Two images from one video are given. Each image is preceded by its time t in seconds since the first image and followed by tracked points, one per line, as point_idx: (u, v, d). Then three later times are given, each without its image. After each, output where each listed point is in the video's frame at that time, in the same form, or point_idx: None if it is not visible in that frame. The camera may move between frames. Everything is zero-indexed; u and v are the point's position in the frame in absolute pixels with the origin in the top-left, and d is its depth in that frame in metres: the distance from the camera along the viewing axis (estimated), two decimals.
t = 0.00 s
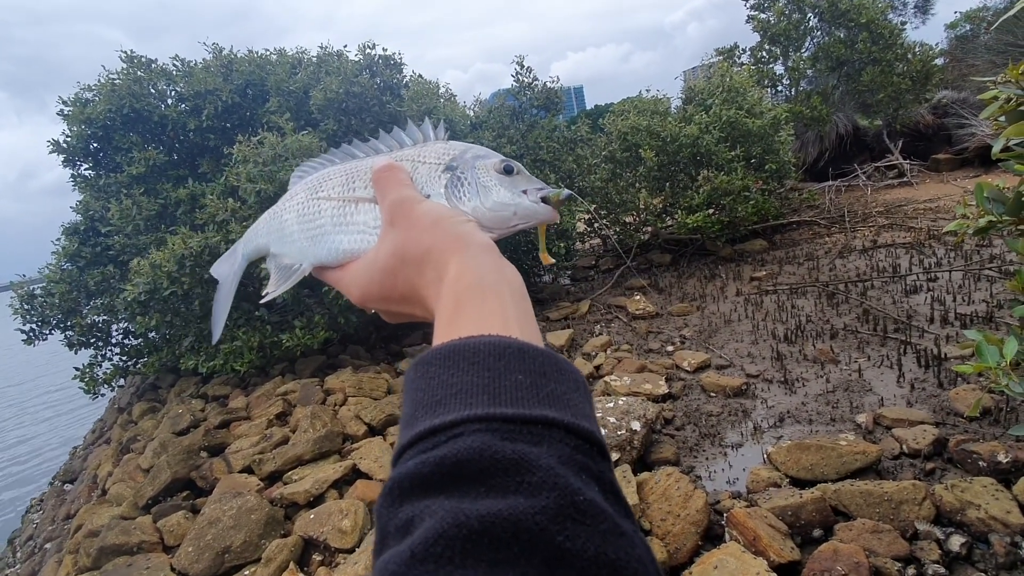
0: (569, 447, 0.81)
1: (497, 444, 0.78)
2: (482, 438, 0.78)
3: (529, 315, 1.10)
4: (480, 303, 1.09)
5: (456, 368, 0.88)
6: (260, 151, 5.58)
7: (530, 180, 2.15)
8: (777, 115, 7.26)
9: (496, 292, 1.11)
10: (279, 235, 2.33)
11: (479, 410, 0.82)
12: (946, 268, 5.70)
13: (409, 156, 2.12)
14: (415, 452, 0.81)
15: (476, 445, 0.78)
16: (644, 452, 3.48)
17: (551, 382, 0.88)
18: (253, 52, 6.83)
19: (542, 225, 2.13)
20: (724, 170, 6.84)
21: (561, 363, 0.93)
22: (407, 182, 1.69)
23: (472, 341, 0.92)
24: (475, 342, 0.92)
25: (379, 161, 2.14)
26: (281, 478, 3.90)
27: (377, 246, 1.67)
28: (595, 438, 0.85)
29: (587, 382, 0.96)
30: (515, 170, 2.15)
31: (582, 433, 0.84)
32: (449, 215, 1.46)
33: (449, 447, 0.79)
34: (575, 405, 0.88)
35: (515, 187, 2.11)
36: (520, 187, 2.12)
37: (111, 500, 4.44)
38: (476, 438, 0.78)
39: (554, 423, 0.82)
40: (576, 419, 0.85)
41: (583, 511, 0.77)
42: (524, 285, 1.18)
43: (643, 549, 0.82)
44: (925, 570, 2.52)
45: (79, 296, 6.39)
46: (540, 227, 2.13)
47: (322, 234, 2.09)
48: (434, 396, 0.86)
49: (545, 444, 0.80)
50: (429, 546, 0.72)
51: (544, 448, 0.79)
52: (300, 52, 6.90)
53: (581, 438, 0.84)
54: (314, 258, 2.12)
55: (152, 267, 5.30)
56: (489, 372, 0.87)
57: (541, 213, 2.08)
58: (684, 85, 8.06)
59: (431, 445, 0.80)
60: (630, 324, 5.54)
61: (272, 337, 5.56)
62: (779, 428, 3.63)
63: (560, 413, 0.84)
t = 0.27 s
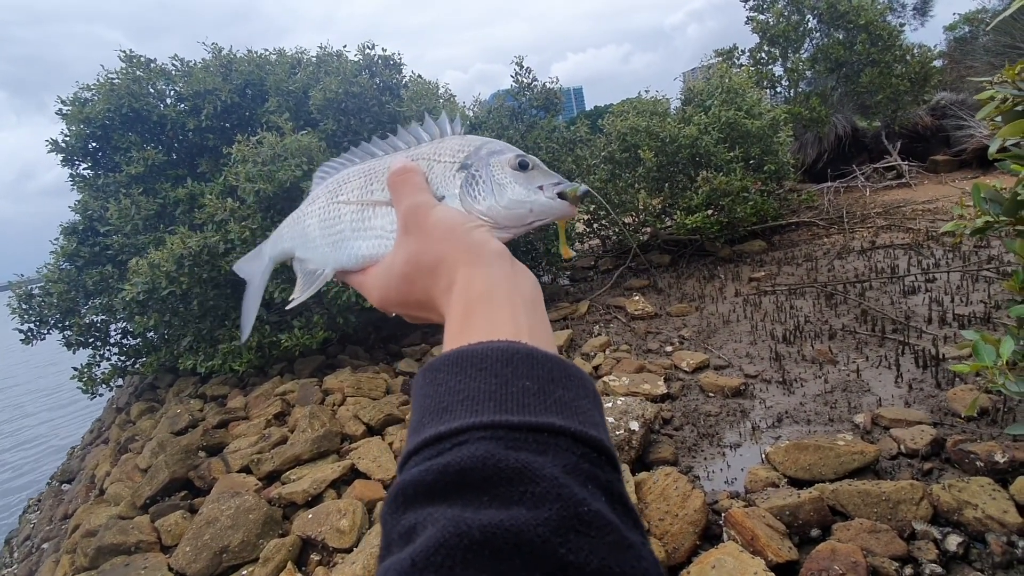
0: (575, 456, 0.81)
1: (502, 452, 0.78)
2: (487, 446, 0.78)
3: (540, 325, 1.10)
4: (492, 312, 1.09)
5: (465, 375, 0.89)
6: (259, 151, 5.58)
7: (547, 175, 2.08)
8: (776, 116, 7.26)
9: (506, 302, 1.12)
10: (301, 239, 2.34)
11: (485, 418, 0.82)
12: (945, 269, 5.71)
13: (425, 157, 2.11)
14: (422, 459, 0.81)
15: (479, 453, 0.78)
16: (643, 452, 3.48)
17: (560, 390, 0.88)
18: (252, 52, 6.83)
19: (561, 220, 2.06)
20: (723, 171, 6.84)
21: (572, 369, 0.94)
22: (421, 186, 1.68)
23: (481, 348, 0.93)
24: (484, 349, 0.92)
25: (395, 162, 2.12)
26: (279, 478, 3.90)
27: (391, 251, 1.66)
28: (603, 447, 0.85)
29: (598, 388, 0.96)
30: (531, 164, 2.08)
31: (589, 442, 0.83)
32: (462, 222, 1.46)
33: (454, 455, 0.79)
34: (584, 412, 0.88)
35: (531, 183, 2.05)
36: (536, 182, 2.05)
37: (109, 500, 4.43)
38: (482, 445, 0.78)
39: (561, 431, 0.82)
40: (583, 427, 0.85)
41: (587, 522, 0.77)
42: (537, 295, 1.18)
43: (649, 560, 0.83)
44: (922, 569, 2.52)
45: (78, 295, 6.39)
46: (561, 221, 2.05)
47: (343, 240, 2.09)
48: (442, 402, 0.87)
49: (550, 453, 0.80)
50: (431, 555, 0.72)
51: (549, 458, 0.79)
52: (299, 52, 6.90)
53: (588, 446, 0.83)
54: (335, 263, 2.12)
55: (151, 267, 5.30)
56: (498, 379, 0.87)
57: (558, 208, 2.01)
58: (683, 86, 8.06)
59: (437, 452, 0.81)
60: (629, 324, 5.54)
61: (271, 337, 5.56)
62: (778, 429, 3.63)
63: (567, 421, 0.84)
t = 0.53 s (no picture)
0: (528, 464, 0.78)
1: (447, 457, 0.75)
2: (433, 450, 0.76)
3: (512, 310, 1.08)
4: (463, 301, 1.08)
5: (422, 371, 0.86)
6: (259, 147, 5.58)
7: (532, 159, 2.07)
8: (776, 115, 7.26)
9: (475, 289, 1.10)
10: (303, 249, 2.33)
11: (435, 419, 0.79)
12: (943, 269, 5.72)
13: (416, 160, 2.10)
14: (369, 458, 0.80)
15: (424, 458, 0.75)
16: (640, 450, 3.48)
17: (522, 389, 0.85)
18: (252, 49, 6.83)
19: (549, 204, 2.01)
20: (723, 170, 6.85)
21: (540, 367, 0.90)
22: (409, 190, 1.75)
23: (443, 339, 0.90)
24: (446, 341, 0.89)
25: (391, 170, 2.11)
26: (277, 473, 3.91)
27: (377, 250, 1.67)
28: (562, 455, 0.82)
29: (570, 387, 0.92)
30: (515, 150, 2.08)
31: (545, 448, 0.80)
32: (440, 216, 1.46)
33: (398, 459, 0.77)
34: (546, 415, 0.85)
35: (516, 167, 2.04)
36: (520, 167, 2.04)
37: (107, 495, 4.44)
38: (426, 449, 0.76)
39: (515, 436, 0.79)
40: (542, 431, 0.82)
41: (530, 541, 0.74)
42: (512, 278, 1.16)
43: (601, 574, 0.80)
44: (917, 567, 2.53)
45: (77, 291, 6.40)
46: (550, 204, 2.00)
47: (340, 247, 2.07)
48: (397, 399, 0.85)
49: (501, 460, 0.77)
50: (358, 565, 0.70)
51: (498, 467, 0.76)
52: (300, 49, 6.90)
53: (544, 452, 0.80)
54: (329, 270, 2.11)
55: (150, 262, 5.30)
56: (455, 376, 0.84)
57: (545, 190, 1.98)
58: (683, 85, 8.06)
59: (383, 453, 0.79)
60: (627, 323, 5.55)
61: (270, 333, 5.57)
62: (775, 427, 3.64)
63: (525, 425, 0.81)
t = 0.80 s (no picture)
0: (547, 501, 0.82)
1: (468, 487, 0.79)
2: (454, 479, 0.80)
3: (536, 337, 1.15)
4: (488, 324, 1.15)
5: (447, 398, 0.90)
6: (259, 147, 5.58)
7: (563, 201, 2.15)
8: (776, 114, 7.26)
9: (502, 314, 1.17)
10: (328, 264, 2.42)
11: (458, 447, 0.83)
12: (943, 268, 5.72)
13: (449, 188, 2.19)
14: (389, 481, 0.83)
15: (445, 487, 0.79)
16: (641, 448, 3.49)
17: (544, 423, 0.89)
18: (252, 48, 6.84)
19: (575, 245, 2.11)
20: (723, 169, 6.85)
21: (561, 401, 0.95)
22: (440, 219, 1.89)
23: (469, 368, 0.95)
24: (471, 370, 0.94)
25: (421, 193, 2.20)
26: (278, 472, 3.91)
27: (405, 274, 1.77)
28: (579, 492, 0.85)
29: (589, 424, 0.97)
30: (547, 190, 2.15)
31: (565, 486, 0.84)
32: (469, 246, 1.56)
33: (419, 485, 0.80)
34: (566, 451, 0.88)
35: (547, 208, 2.11)
36: (551, 207, 2.12)
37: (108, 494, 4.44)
38: (448, 478, 0.80)
39: (536, 470, 0.83)
40: (562, 467, 0.86)
41: None
42: (537, 307, 1.24)
43: None
44: (918, 565, 2.54)
45: (77, 291, 6.41)
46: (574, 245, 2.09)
47: (365, 265, 2.15)
48: (420, 424, 0.89)
49: (520, 494, 0.80)
50: None
51: (517, 501, 0.80)
52: (300, 48, 6.90)
53: (563, 490, 0.84)
54: (352, 286, 2.21)
55: (151, 262, 5.31)
56: (480, 406, 0.88)
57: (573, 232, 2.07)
58: (683, 84, 8.07)
59: (405, 477, 0.82)
60: (627, 322, 5.55)
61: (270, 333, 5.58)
62: (775, 426, 3.64)
63: (546, 460, 0.85)
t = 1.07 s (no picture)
0: (555, 525, 0.79)
1: (474, 511, 0.77)
2: (460, 502, 0.77)
3: (542, 366, 1.13)
4: (494, 352, 1.13)
5: (453, 421, 0.88)
6: (260, 141, 5.58)
7: (566, 234, 2.17)
8: (778, 109, 7.25)
9: (509, 340, 1.15)
10: (329, 293, 2.42)
11: (463, 471, 0.81)
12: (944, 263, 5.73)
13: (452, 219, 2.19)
14: (393, 507, 0.81)
15: (451, 510, 0.77)
16: (643, 443, 3.50)
17: (551, 447, 0.87)
18: (252, 42, 6.83)
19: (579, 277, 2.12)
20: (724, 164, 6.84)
21: (568, 425, 0.93)
22: (444, 246, 1.89)
23: (474, 391, 0.92)
24: (477, 393, 0.92)
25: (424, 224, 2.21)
26: (282, 466, 3.92)
27: (408, 301, 1.76)
28: (590, 519, 0.83)
29: (595, 449, 0.95)
30: (550, 223, 2.17)
31: (575, 511, 0.81)
32: (474, 272, 1.55)
33: (424, 509, 0.78)
34: (573, 475, 0.86)
35: (551, 240, 2.13)
36: (555, 240, 2.14)
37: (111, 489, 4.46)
38: (454, 502, 0.78)
39: (544, 495, 0.80)
40: (570, 492, 0.83)
41: None
42: (543, 335, 1.22)
43: None
44: (920, 558, 2.55)
45: (78, 286, 6.41)
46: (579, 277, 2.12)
47: (367, 294, 2.15)
48: (425, 446, 0.86)
49: (527, 517, 0.78)
50: None
51: (524, 525, 0.77)
52: (300, 42, 6.89)
53: (572, 514, 0.81)
54: (352, 314, 2.21)
55: (152, 257, 5.30)
56: (486, 429, 0.86)
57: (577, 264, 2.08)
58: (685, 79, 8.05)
59: (409, 502, 0.80)
60: (629, 317, 5.56)
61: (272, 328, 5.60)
62: (777, 420, 3.66)
63: (554, 484, 0.82)
